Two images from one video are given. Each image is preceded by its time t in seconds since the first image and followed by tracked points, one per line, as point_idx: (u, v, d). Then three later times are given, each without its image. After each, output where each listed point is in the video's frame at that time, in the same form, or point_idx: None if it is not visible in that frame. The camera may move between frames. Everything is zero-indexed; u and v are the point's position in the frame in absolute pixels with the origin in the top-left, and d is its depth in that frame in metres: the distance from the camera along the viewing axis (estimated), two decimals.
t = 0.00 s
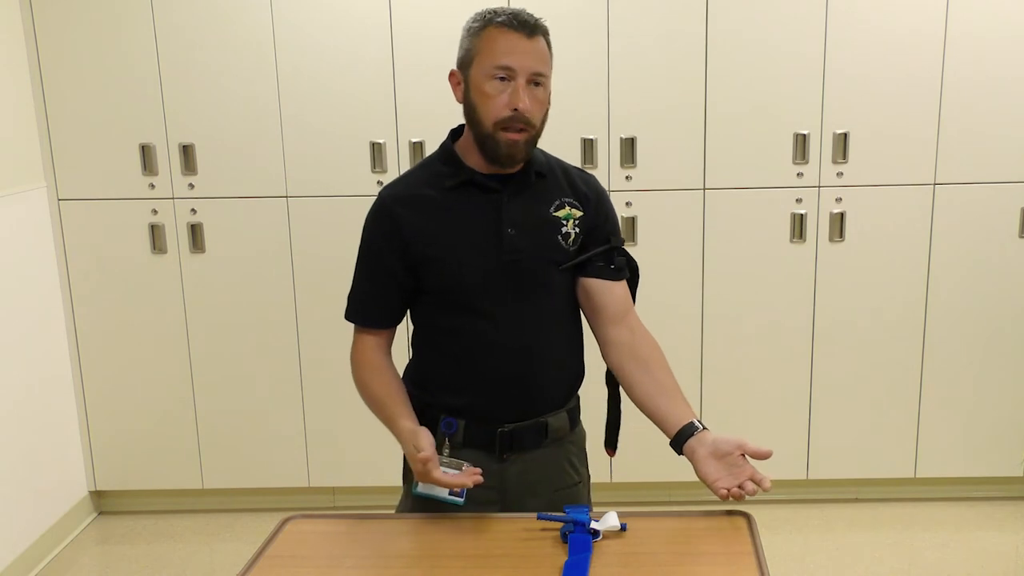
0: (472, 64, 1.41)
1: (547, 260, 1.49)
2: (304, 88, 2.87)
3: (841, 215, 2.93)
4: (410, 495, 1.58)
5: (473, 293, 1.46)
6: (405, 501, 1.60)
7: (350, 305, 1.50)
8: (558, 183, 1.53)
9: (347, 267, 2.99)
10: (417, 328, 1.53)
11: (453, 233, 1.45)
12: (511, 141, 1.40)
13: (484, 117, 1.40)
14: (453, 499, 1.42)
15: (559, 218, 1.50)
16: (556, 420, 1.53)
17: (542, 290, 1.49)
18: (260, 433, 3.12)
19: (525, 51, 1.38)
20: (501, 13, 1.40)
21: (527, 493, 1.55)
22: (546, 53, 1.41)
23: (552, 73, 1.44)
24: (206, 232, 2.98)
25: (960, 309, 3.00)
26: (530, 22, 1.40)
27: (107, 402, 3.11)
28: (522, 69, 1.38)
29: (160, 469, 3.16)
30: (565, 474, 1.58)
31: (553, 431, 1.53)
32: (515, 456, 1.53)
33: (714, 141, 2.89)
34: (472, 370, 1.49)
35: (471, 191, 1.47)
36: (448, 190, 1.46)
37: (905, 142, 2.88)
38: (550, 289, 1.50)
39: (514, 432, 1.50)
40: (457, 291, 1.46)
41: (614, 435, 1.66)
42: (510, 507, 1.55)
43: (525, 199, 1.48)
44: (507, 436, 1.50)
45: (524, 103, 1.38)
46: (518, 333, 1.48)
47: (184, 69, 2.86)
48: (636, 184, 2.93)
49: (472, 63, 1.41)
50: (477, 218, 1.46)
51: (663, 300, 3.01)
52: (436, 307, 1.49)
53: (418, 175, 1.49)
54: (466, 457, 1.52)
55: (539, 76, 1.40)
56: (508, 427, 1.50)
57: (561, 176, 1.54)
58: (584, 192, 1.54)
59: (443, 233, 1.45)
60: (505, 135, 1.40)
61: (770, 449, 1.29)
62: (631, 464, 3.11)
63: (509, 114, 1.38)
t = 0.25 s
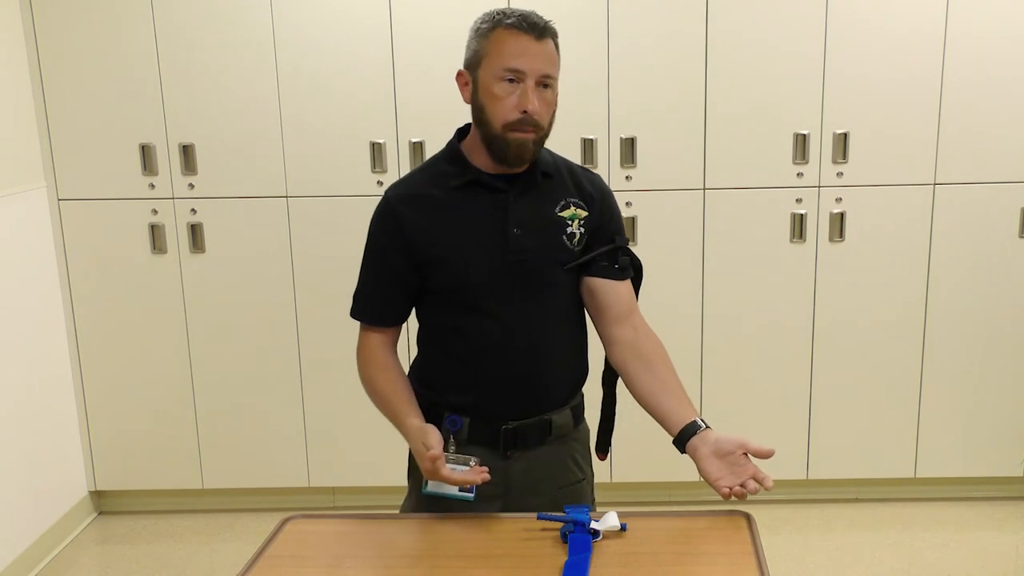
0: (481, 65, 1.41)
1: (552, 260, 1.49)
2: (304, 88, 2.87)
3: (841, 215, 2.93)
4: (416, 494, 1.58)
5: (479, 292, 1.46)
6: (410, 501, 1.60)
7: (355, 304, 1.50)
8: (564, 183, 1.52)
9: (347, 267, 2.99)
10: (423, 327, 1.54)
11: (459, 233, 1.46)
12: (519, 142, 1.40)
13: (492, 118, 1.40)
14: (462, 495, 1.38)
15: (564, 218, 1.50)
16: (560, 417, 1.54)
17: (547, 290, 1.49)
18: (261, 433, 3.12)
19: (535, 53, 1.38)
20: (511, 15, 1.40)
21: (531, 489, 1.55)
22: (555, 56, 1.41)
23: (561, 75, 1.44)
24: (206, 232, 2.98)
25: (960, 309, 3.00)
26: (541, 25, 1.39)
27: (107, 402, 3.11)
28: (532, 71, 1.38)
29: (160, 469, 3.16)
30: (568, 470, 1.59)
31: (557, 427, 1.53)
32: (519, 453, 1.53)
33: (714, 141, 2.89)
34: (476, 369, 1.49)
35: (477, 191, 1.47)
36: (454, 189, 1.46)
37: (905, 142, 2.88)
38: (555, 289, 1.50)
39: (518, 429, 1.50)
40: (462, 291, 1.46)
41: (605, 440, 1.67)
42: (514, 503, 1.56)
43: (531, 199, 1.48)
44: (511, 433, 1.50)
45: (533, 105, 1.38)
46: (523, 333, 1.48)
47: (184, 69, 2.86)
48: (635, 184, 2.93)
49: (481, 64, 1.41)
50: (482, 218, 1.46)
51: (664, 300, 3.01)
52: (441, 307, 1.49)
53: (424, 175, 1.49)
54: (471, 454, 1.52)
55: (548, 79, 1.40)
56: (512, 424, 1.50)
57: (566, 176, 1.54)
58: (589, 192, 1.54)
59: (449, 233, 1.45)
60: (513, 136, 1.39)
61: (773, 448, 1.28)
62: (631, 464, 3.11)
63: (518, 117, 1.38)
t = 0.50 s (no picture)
0: (488, 66, 1.41)
1: (557, 260, 1.49)
2: (304, 87, 2.87)
3: (841, 215, 2.93)
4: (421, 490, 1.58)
5: (484, 291, 1.46)
6: (416, 498, 1.60)
7: (361, 303, 1.50)
8: (569, 183, 1.52)
9: (347, 267, 2.99)
10: (429, 327, 1.54)
11: (464, 233, 1.46)
12: (526, 142, 1.40)
13: (499, 118, 1.40)
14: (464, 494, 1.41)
15: (569, 218, 1.50)
16: (566, 416, 1.53)
17: (552, 290, 1.49)
18: (261, 433, 3.12)
19: (542, 53, 1.38)
20: (518, 16, 1.39)
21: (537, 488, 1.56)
22: (562, 56, 1.41)
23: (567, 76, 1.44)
24: (206, 232, 2.98)
25: (960, 309, 3.00)
26: (548, 26, 1.39)
27: (107, 402, 3.11)
28: (539, 71, 1.38)
29: (160, 469, 3.16)
30: (575, 470, 1.58)
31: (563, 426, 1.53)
32: (525, 451, 1.53)
33: (714, 140, 2.89)
34: (482, 368, 1.49)
35: (482, 191, 1.47)
36: (460, 189, 1.47)
37: (905, 142, 2.88)
38: (560, 288, 1.50)
39: (524, 427, 1.50)
40: (468, 290, 1.47)
41: (620, 450, 1.66)
42: (519, 501, 1.56)
43: (536, 199, 1.48)
44: (517, 431, 1.50)
45: (540, 105, 1.38)
46: (528, 332, 1.48)
47: (184, 69, 2.86)
48: (635, 184, 2.93)
49: (488, 65, 1.41)
50: (488, 218, 1.46)
51: (664, 300, 3.01)
52: (448, 306, 1.50)
53: (431, 175, 1.49)
54: (477, 452, 1.52)
55: (554, 79, 1.40)
56: (517, 423, 1.50)
57: (571, 176, 1.53)
58: (595, 192, 1.54)
59: (454, 232, 1.46)
60: (520, 136, 1.40)
61: (776, 448, 1.28)
62: (630, 464, 3.11)
63: (525, 116, 1.38)
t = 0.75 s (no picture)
0: (494, 65, 1.41)
1: (561, 259, 1.49)
2: (304, 87, 2.87)
3: (841, 215, 2.93)
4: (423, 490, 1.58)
5: (488, 290, 1.46)
6: (419, 498, 1.60)
7: (367, 303, 1.50)
8: (573, 182, 1.52)
9: (348, 267, 2.99)
10: (434, 326, 1.54)
11: (469, 232, 1.46)
12: (531, 141, 1.40)
13: (504, 117, 1.40)
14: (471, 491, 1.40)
15: (572, 217, 1.50)
16: (570, 416, 1.53)
17: (556, 288, 1.49)
18: (260, 433, 3.12)
19: (548, 53, 1.38)
20: (524, 15, 1.39)
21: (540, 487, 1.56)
22: (567, 56, 1.41)
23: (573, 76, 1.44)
24: (206, 232, 2.98)
25: (960, 309, 3.00)
26: (553, 25, 1.39)
27: (107, 402, 3.11)
28: (545, 70, 1.38)
29: (160, 469, 3.16)
30: (579, 470, 1.58)
31: (566, 426, 1.53)
32: (528, 450, 1.53)
33: (714, 140, 2.89)
34: (486, 367, 1.49)
35: (487, 190, 1.47)
36: (464, 188, 1.47)
37: (904, 142, 2.88)
38: (564, 287, 1.50)
39: (527, 425, 1.50)
40: (473, 289, 1.47)
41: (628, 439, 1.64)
42: (523, 499, 1.56)
43: (540, 198, 1.49)
44: (520, 429, 1.50)
45: (546, 104, 1.38)
46: (532, 331, 1.48)
47: (184, 69, 2.86)
48: (635, 184, 2.93)
49: (494, 64, 1.41)
50: (492, 217, 1.47)
51: (664, 300, 3.01)
52: (452, 305, 1.50)
53: (436, 174, 1.49)
54: (481, 450, 1.53)
55: (560, 79, 1.40)
56: (521, 421, 1.50)
57: (575, 175, 1.54)
58: (598, 191, 1.54)
59: (459, 231, 1.46)
60: (525, 135, 1.40)
61: (780, 446, 1.28)
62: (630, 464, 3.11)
63: (530, 115, 1.38)
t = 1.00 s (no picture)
0: (499, 65, 1.41)
1: (565, 258, 1.49)
2: (304, 87, 2.87)
3: (841, 215, 2.93)
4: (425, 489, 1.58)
5: (491, 289, 1.47)
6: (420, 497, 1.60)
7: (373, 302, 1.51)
8: (577, 181, 1.52)
9: (348, 267, 2.99)
10: (440, 325, 1.54)
11: (472, 231, 1.46)
12: (536, 142, 1.41)
13: (508, 116, 1.40)
14: (472, 490, 1.42)
15: (576, 216, 1.50)
16: (573, 415, 1.53)
17: (559, 288, 1.49)
18: (261, 433, 3.12)
19: (552, 53, 1.38)
20: (529, 16, 1.40)
21: (543, 486, 1.56)
22: (572, 56, 1.41)
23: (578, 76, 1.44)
24: (206, 232, 2.98)
25: (959, 309, 3.00)
26: (558, 25, 1.39)
27: (107, 401, 3.12)
28: (549, 70, 1.38)
29: (160, 469, 3.16)
30: (582, 470, 1.58)
31: (569, 425, 1.53)
32: (530, 449, 1.53)
33: (714, 140, 2.89)
34: (489, 366, 1.49)
35: (491, 189, 1.47)
36: (469, 187, 1.47)
37: (904, 143, 2.88)
38: (567, 286, 1.49)
39: (529, 424, 1.50)
40: (477, 288, 1.47)
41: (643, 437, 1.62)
42: (524, 498, 1.56)
43: (543, 197, 1.49)
44: (522, 428, 1.50)
45: (550, 103, 1.38)
46: (535, 331, 1.48)
47: (184, 70, 2.86)
48: (635, 184, 2.93)
49: (499, 64, 1.41)
50: (496, 216, 1.47)
51: (664, 299, 3.01)
52: (457, 304, 1.50)
53: (441, 174, 1.50)
54: (484, 448, 1.53)
55: (564, 79, 1.39)
56: (523, 419, 1.50)
57: (580, 175, 1.53)
58: (603, 191, 1.53)
59: (463, 230, 1.46)
60: (530, 135, 1.40)
61: (780, 446, 1.28)
62: (630, 464, 3.11)
63: (534, 114, 1.38)
